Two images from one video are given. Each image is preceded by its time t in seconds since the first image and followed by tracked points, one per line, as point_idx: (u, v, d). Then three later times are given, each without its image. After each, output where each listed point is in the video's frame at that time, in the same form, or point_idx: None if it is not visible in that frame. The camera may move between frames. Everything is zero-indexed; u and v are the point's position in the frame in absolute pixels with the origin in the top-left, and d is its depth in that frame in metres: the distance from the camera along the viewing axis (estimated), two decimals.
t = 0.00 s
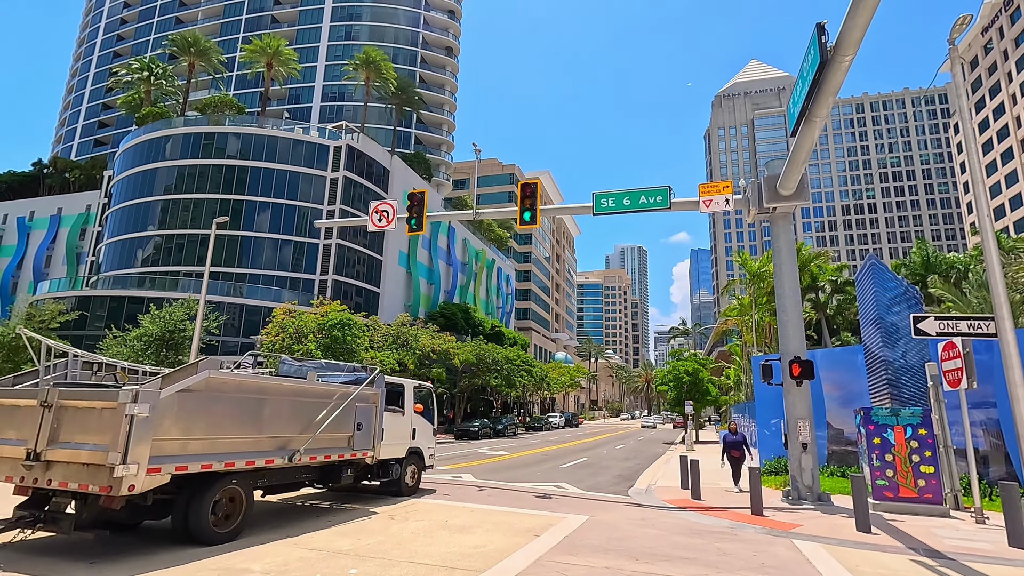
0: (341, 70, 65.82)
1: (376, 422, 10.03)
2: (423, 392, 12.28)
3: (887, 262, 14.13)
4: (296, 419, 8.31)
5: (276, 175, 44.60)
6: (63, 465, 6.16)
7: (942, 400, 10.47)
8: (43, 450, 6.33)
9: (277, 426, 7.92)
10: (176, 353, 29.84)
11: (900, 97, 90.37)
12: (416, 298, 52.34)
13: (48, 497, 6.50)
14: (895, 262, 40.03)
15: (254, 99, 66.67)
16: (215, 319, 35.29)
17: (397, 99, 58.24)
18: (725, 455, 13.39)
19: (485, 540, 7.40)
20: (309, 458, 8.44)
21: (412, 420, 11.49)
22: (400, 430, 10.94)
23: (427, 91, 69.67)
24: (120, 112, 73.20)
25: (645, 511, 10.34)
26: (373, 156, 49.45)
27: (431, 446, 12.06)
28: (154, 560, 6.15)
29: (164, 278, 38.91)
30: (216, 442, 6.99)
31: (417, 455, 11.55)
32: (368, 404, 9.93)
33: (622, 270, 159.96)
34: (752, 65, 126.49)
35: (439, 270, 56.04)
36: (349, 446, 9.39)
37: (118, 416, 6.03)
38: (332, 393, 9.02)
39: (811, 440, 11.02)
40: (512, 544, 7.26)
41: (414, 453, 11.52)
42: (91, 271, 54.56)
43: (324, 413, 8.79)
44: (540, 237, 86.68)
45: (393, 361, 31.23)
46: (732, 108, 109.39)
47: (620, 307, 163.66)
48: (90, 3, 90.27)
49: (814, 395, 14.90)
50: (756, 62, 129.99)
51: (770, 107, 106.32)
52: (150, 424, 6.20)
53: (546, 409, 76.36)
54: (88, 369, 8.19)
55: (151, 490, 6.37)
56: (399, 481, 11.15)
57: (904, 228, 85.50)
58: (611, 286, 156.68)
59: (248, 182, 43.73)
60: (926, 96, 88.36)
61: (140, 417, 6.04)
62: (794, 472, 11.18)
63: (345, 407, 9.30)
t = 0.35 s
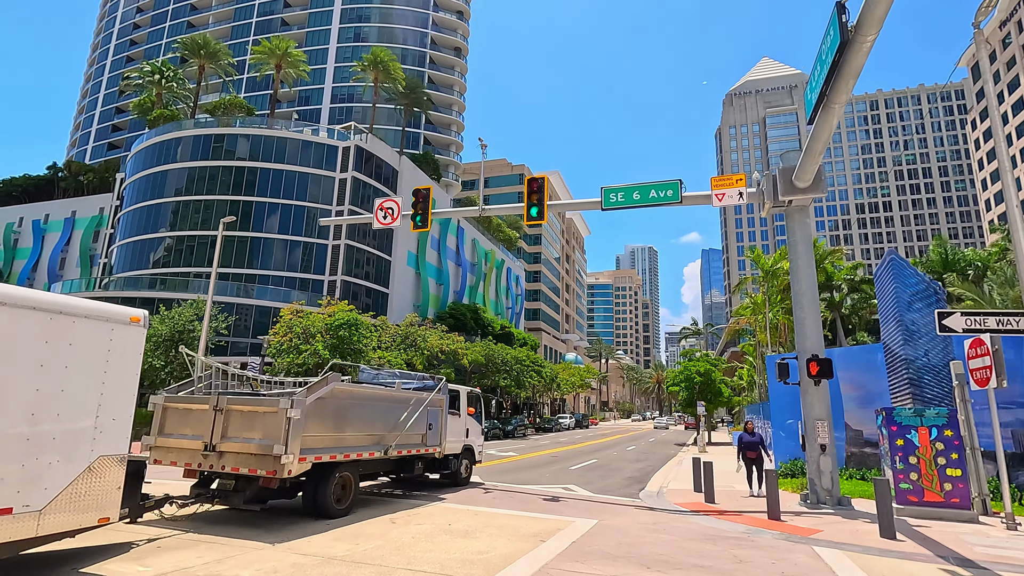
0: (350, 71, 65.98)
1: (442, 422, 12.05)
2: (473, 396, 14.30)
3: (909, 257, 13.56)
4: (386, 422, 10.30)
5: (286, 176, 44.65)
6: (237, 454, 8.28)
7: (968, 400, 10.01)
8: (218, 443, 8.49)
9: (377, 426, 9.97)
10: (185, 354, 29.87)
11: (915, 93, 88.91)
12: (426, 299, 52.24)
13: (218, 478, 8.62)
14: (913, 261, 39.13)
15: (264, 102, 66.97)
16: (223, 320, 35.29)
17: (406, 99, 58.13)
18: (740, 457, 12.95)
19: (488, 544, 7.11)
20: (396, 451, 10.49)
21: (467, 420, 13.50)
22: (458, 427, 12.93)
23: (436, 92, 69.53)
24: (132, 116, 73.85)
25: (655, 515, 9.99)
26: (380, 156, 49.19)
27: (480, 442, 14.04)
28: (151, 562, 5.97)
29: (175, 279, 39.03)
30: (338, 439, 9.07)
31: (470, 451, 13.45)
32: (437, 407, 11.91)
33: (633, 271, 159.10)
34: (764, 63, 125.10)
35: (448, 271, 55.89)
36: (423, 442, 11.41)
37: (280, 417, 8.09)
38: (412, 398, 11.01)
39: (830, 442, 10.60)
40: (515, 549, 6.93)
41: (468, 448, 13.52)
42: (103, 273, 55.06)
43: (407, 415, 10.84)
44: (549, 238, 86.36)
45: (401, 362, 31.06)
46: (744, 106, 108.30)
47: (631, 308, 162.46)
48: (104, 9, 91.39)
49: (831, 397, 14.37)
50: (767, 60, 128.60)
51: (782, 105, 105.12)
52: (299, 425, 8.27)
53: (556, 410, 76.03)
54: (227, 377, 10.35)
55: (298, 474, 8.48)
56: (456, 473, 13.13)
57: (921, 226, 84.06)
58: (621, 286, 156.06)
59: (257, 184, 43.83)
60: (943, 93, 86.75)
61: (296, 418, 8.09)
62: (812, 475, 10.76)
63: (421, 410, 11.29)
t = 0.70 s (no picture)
0: (371, 71, 66.27)
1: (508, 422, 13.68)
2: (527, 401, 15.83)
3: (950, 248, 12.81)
4: (467, 422, 12.02)
5: (308, 176, 44.98)
6: (356, 446, 10.17)
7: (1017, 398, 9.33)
8: (342, 436, 10.34)
9: (460, 425, 11.70)
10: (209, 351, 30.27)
11: (951, 81, 85.57)
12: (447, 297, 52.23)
13: (337, 466, 10.53)
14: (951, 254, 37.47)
15: (288, 103, 67.76)
16: (247, 318, 35.69)
17: (426, 98, 58.12)
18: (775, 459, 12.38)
19: (503, 550, 6.80)
20: (472, 447, 12.14)
21: (524, 421, 15.06)
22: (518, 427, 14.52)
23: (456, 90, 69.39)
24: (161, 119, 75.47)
25: (681, 519, 9.57)
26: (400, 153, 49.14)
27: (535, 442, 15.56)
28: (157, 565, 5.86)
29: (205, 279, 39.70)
30: (433, 435, 10.84)
31: (526, 451, 14.69)
32: (503, 410, 13.55)
33: (657, 267, 157.16)
34: (791, 53, 121.94)
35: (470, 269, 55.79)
36: (493, 439, 13.08)
37: (393, 418, 9.98)
38: (486, 401, 12.75)
39: (866, 443, 10.02)
40: (530, 556, 6.59)
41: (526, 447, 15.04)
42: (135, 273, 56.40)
43: (481, 416, 12.53)
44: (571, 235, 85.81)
45: (421, 360, 30.97)
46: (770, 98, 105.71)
47: (655, 304, 160.44)
48: (133, 16, 93.78)
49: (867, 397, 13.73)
50: (795, 50, 125.30)
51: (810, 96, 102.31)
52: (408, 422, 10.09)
53: (579, 408, 75.37)
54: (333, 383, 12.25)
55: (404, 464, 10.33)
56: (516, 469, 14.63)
57: (958, 218, 81.00)
58: (645, 283, 154.37)
59: (281, 185, 44.32)
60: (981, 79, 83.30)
61: (406, 418, 9.96)
62: (848, 479, 10.20)
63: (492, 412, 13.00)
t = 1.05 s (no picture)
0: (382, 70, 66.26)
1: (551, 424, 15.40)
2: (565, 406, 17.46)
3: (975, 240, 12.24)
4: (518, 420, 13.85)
5: (319, 175, 45.07)
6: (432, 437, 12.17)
7: None
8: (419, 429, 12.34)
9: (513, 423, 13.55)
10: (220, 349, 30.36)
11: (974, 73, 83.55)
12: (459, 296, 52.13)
13: (413, 454, 12.50)
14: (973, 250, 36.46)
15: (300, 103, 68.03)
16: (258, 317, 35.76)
17: (437, 96, 57.97)
18: (795, 459, 11.91)
19: (504, 552, 6.51)
20: (522, 443, 13.87)
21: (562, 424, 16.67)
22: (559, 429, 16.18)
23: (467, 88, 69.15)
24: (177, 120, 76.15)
25: (692, 521, 9.22)
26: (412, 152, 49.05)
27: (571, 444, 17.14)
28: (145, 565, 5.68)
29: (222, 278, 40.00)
30: (492, 430, 12.73)
31: (564, 450, 16.13)
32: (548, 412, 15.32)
33: (670, 265, 155.89)
34: (808, 47, 119.96)
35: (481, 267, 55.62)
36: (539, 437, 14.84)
37: (463, 413, 11.98)
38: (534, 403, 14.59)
39: (887, 443, 9.60)
40: (531, 559, 6.30)
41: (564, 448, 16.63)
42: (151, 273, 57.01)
43: (531, 416, 14.38)
44: (584, 233, 85.39)
45: (431, 359, 30.81)
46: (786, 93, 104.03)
47: (669, 303, 159.06)
48: (150, 19, 94.90)
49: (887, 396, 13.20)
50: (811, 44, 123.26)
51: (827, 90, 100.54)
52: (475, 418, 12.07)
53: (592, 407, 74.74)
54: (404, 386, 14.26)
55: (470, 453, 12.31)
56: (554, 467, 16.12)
57: (980, 214, 79.12)
58: (659, 281, 153.15)
59: (292, 183, 44.44)
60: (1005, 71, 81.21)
61: (473, 414, 11.93)
62: (868, 480, 9.74)
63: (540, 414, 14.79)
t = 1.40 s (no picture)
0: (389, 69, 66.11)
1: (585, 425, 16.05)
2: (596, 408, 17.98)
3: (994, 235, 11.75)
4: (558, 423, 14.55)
5: (325, 174, 44.98)
6: (485, 438, 13.01)
7: None
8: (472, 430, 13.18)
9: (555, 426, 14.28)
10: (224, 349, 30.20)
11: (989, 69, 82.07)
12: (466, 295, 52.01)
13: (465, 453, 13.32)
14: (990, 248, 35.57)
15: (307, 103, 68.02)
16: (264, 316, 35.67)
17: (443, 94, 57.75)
18: (808, 462, 11.54)
19: (502, 558, 6.24)
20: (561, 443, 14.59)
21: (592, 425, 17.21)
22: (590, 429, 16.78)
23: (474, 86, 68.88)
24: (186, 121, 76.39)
25: (700, 525, 8.89)
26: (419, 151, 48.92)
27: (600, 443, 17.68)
28: (130, 569, 5.48)
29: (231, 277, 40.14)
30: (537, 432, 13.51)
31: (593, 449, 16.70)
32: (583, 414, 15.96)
33: (679, 265, 154.75)
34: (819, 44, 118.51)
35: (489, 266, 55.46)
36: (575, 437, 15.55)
37: (512, 417, 12.80)
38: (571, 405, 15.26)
39: (904, 445, 9.22)
40: (530, 566, 6.02)
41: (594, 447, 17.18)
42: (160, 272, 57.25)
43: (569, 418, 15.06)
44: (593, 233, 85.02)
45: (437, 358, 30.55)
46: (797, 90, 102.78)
47: (678, 302, 157.92)
48: (159, 21, 95.32)
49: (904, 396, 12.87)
50: (822, 41, 121.82)
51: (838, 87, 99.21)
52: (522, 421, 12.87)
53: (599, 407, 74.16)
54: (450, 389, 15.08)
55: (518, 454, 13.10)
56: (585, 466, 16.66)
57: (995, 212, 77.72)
58: (668, 281, 152.01)
59: (299, 182, 44.41)
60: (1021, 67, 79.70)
61: (521, 418, 12.75)
62: (884, 483, 9.35)
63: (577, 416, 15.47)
